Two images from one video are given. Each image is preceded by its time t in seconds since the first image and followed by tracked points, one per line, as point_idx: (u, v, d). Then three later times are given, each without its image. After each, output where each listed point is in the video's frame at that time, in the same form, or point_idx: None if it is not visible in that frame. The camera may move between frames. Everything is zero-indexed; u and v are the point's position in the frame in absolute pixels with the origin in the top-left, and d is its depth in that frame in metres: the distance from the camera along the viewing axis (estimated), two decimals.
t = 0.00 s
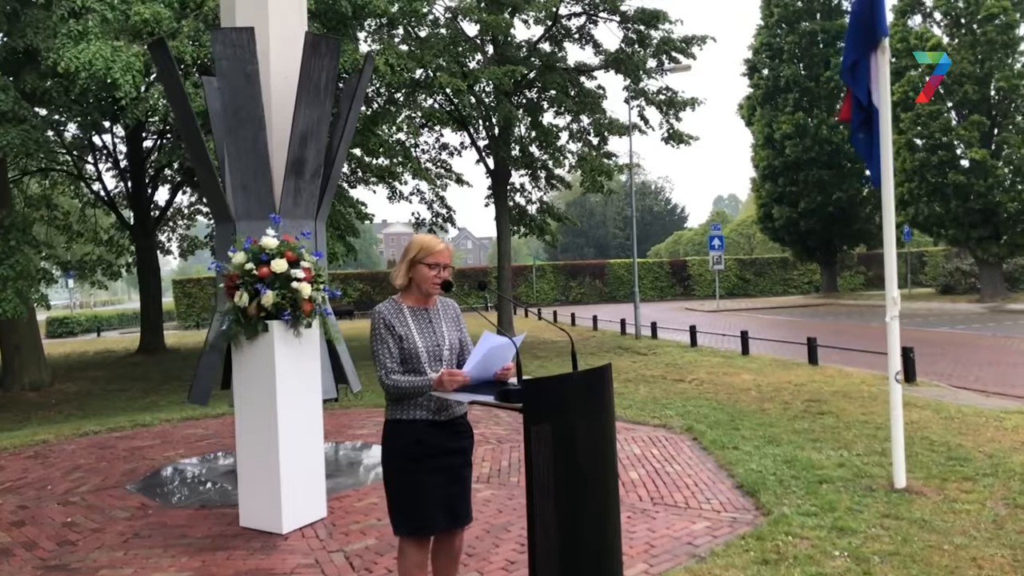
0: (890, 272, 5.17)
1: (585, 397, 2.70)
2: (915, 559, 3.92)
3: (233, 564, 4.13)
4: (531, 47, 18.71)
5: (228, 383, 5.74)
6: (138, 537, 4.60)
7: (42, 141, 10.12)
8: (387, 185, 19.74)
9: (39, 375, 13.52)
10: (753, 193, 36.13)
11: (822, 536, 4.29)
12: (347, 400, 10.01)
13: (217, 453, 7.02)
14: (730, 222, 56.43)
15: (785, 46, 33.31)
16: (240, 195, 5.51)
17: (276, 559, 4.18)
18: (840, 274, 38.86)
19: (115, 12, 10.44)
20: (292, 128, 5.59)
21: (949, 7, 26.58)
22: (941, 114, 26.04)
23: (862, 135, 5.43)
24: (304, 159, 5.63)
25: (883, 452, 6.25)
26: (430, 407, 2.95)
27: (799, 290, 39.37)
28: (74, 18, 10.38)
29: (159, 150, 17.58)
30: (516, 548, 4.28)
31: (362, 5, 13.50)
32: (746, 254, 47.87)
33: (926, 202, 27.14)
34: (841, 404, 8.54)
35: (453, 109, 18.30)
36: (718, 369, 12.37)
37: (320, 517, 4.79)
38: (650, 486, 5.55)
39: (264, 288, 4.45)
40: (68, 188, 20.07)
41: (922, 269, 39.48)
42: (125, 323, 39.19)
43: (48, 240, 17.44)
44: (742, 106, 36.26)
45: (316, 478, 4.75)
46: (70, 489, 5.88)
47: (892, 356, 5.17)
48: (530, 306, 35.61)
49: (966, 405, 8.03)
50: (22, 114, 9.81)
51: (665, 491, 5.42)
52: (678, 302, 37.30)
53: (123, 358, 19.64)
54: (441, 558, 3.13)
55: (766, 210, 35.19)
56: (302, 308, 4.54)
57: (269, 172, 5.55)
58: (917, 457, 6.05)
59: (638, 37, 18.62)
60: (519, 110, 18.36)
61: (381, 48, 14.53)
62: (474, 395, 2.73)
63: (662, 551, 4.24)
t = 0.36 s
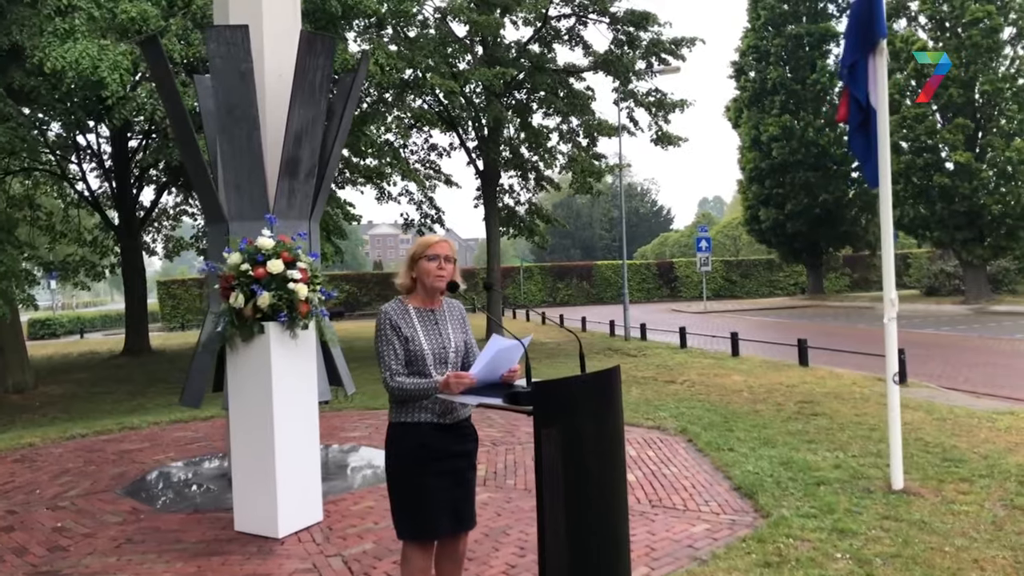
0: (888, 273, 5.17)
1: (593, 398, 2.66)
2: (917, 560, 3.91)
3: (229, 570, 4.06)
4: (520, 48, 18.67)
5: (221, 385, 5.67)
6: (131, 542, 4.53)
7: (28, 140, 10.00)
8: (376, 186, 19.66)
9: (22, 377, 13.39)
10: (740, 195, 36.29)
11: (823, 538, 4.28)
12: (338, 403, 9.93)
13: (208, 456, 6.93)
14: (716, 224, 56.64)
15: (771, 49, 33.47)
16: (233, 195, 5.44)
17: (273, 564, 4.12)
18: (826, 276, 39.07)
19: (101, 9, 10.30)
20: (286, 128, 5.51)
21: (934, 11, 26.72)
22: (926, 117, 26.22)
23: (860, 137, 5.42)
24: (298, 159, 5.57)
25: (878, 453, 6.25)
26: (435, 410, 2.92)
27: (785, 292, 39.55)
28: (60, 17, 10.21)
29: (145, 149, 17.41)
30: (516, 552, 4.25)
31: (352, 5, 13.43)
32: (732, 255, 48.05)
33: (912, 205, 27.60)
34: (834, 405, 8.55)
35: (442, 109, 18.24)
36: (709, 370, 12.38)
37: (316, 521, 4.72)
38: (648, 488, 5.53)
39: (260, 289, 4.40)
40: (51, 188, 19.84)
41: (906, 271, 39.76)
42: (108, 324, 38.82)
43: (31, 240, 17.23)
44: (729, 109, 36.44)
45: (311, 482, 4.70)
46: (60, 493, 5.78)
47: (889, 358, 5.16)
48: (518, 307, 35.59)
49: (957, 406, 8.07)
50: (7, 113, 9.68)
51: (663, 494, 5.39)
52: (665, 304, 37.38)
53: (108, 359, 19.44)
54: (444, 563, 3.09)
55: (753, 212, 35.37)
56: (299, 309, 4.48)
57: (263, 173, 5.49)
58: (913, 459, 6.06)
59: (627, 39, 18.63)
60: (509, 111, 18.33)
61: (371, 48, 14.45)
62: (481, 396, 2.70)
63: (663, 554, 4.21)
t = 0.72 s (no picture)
0: (881, 276, 5.19)
1: (599, 400, 2.64)
2: (914, 561, 3.93)
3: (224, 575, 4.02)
4: (507, 50, 18.66)
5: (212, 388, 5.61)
6: (123, 547, 4.47)
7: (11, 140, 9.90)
8: (362, 187, 19.61)
9: (4, 380, 13.23)
10: (725, 197, 36.49)
11: (819, 539, 4.29)
12: (328, 405, 9.87)
13: (198, 459, 6.87)
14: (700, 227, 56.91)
15: (756, 52, 33.67)
16: (226, 195, 5.40)
17: (268, 569, 4.08)
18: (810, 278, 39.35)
19: (86, 8, 10.21)
20: (279, 127, 5.47)
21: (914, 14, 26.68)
22: (909, 121, 26.45)
23: (849, 140, 5.40)
24: (291, 158, 5.53)
25: (870, 454, 6.29)
26: (437, 411, 2.90)
27: (769, 294, 39.78)
28: (43, 15, 10.06)
29: (129, 150, 17.25)
30: (514, 555, 4.24)
31: (340, 5, 13.40)
32: (716, 258, 48.29)
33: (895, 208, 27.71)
34: (824, 406, 8.59)
35: (430, 111, 18.21)
36: (698, 372, 12.41)
37: (310, 524, 4.68)
38: (643, 490, 5.53)
39: (254, 291, 4.36)
40: (33, 189, 19.62)
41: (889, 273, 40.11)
42: (90, 328, 38.44)
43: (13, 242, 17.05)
44: (714, 112, 36.65)
45: (306, 485, 4.65)
46: (47, 498, 5.70)
47: (883, 359, 5.19)
48: (504, 309, 35.58)
49: (944, 407, 8.14)
50: None
51: (659, 496, 5.39)
52: (651, 306, 37.52)
53: (91, 362, 19.24)
54: (446, 567, 3.07)
55: (738, 215, 35.57)
56: (294, 311, 4.44)
57: (255, 173, 5.44)
58: (904, 459, 6.10)
59: (614, 41, 18.67)
60: (496, 114, 18.34)
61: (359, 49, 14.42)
62: (484, 396, 2.68)
63: (661, 556, 4.21)
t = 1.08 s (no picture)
0: (866, 277, 5.26)
1: (604, 401, 2.64)
2: (902, 559, 3.98)
3: None
4: (487, 53, 18.65)
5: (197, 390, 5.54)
6: (109, 553, 4.40)
7: None
8: (340, 190, 19.50)
9: None
10: (700, 201, 36.75)
11: (808, 539, 4.33)
12: (309, 408, 9.80)
13: (180, 463, 6.78)
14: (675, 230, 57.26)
15: (732, 57, 33.98)
16: (213, 196, 5.33)
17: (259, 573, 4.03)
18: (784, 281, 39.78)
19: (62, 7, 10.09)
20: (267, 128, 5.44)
21: (887, 23, 27.32)
22: (881, 126, 26.86)
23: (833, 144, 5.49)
24: (279, 159, 5.50)
25: (853, 454, 6.36)
26: (438, 412, 2.89)
27: (743, 297, 40.15)
28: (20, 14, 9.79)
29: (103, 151, 17.00)
30: (506, 557, 4.23)
31: (321, 6, 13.33)
32: (691, 260, 48.63)
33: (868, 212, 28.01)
34: (805, 407, 8.69)
35: (409, 113, 18.15)
36: (678, 374, 12.48)
37: (300, 527, 4.64)
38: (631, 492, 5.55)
39: (245, 291, 4.32)
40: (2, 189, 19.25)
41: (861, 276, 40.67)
42: (59, 331, 37.78)
43: None
44: (689, 116, 36.90)
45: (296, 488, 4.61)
46: (27, 503, 5.59)
47: (868, 360, 5.27)
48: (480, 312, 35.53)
49: (923, 407, 8.26)
50: None
51: (647, 497, 5.42)
52: (627, 309, 37.66)
53: (62, 366, 18.92)
54: (446, 569, 3.05)
55: (713, 218, 35.85)
56: (284, 312, 4.41)
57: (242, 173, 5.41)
58: (887, 459, 6.18)
59: (594, 45, 18.75)
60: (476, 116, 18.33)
61: (340, 50, 14.34)
62: (488, 397, 2.68)
63: (653, 557, 4.22)
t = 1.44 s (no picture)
0: (851, 277, 5.34)
1: (608, 400, 2.66)
2: (890, 555, 4.04)
3: None
4: (465, 55, 18.65)
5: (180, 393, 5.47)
6: (92, 557, 4.33)
7: None
8: (315, 191, 19.35)
9: None
10: (673, 203, 36.97)
11: (797, 536, 4.38)
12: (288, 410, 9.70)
13: (160, 466, 6.69)
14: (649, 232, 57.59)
15: (706, 62, 34.28)
16: (199, 197, 5.32)
17: None
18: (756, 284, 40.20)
19: (36, 6, 9.90)
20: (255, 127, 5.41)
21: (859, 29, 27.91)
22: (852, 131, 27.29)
23: (821, 148, 5.58)
24: (266, 160, 5.47)
25: (835, 453, 6.45)
26: (439, 412, 2.90)
27: (716, 299, 40.49)
28: None
29: (72, 151, 16.71)
30: (499, 557, 4.23)
31: (300, 6, 13.28)
32: (664, 263, 48.92)
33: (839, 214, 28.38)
34: (784, 407, 8.78)
35: (387, 114, 18.07)
36: (657, 375, 12.55)
37: (288, 529, 4.61)
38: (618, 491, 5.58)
39: (235, 292, 4.31)
40: None
41: (831, 279, 41.21)
42: (23, 334, 36.98)
43: None
44: (663, 119, 37.13)
45: (285, 490, 4.58)
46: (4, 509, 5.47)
47: (852, 360, 5.34)
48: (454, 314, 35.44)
49: (900, 407, 8.38)
50: None
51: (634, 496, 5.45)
52: (602, 311, 37.76)
53: (29, 370, 18.54)
54: (445, 570, 3.05)
55: (686, 221, 36.05)
56: (275, 313, 4.39)
57: (227, 173, 5.37)
58: (867, 457, 6.26)
59: (572, 49, 18.81)
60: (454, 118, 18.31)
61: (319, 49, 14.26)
62: (491, 396, 2.71)
63: (643, 555, 4.25)
